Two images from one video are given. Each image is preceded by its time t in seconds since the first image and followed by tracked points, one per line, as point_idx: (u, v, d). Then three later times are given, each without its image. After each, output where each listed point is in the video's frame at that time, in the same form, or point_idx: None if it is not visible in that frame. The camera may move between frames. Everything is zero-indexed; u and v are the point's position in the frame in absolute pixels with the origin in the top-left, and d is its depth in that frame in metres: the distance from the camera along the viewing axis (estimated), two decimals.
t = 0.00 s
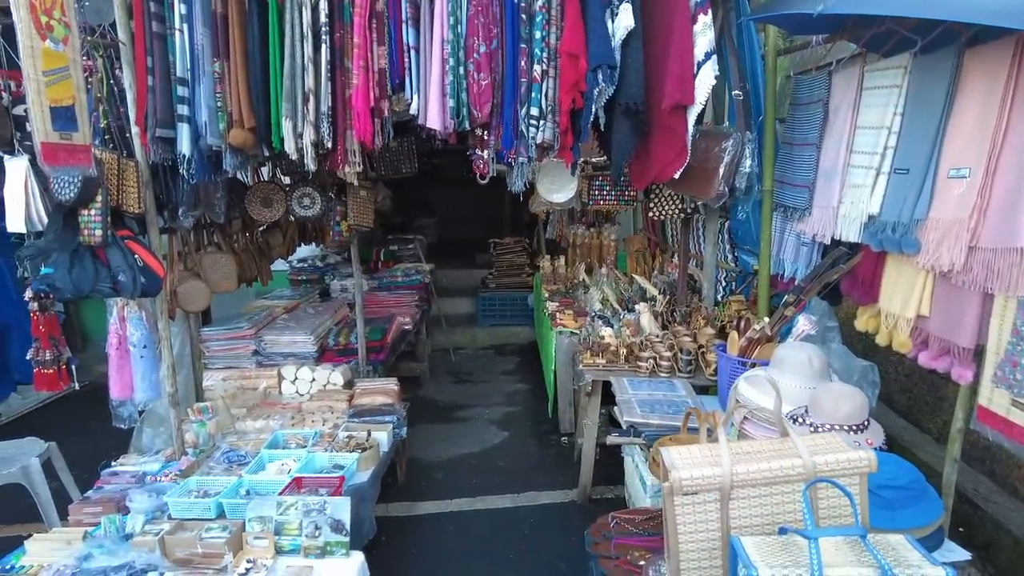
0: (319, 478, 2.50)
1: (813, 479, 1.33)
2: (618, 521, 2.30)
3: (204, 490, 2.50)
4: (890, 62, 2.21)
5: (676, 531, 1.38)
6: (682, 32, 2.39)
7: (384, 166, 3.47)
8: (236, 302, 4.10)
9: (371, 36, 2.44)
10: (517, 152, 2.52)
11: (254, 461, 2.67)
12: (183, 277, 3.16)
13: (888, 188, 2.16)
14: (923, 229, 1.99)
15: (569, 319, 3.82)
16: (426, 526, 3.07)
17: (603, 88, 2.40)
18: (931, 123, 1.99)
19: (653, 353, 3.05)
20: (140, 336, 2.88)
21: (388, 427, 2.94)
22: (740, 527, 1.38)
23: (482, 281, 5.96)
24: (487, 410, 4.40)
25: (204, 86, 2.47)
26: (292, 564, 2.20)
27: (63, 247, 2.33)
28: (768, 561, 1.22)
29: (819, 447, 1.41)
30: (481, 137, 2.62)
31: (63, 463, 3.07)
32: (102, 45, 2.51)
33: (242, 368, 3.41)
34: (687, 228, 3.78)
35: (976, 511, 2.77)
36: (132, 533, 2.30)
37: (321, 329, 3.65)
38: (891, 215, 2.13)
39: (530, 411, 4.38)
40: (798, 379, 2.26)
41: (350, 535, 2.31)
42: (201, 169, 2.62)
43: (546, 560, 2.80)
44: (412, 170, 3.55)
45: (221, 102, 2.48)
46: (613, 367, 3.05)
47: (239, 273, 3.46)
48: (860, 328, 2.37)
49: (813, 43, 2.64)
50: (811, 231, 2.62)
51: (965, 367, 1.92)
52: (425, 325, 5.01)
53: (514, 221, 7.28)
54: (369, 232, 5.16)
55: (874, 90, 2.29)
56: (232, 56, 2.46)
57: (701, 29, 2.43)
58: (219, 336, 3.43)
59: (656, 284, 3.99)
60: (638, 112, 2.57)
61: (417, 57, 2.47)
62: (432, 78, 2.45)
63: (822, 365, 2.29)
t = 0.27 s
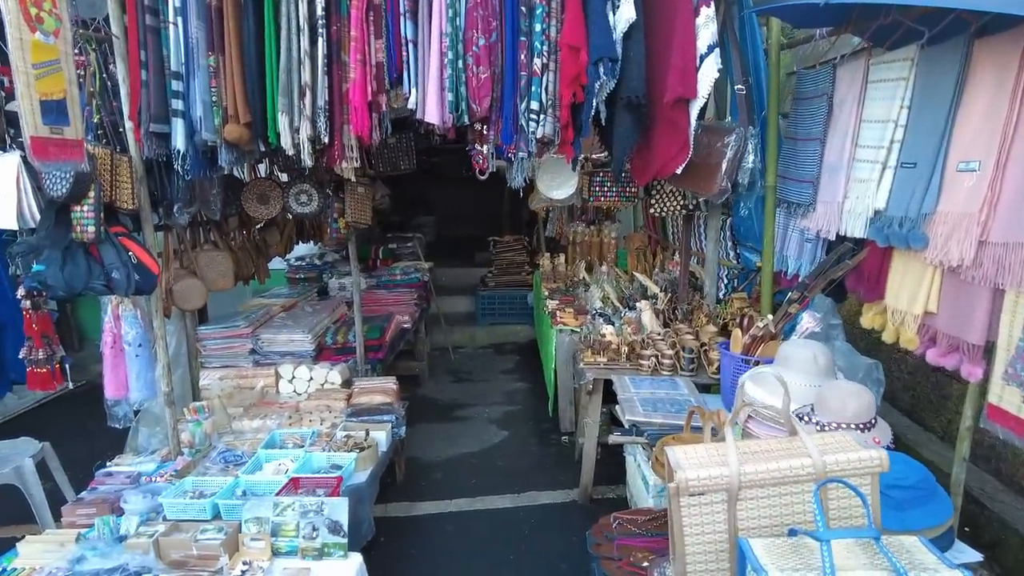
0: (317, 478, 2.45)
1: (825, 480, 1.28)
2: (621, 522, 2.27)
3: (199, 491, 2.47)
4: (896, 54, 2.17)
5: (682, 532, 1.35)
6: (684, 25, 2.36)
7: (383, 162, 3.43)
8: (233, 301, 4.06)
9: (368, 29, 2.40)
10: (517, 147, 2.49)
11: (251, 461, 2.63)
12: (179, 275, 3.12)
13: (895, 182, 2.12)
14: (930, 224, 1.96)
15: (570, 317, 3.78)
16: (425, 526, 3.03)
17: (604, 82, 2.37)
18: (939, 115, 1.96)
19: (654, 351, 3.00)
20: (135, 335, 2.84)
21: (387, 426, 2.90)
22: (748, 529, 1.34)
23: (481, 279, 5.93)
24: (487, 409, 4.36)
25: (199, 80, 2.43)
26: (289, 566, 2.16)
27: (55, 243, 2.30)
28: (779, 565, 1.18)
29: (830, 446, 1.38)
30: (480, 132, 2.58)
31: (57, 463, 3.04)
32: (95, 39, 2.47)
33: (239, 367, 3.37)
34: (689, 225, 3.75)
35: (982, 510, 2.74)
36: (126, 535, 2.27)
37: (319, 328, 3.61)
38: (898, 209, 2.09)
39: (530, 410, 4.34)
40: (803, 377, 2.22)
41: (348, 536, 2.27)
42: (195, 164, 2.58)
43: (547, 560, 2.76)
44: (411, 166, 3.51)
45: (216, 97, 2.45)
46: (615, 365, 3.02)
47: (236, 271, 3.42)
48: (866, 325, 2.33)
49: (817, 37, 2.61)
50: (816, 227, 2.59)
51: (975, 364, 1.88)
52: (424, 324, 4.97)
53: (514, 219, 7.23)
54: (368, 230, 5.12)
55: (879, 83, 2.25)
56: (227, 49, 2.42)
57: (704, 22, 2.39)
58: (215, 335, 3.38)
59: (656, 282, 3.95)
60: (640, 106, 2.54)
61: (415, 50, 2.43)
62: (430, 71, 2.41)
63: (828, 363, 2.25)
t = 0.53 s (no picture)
0: (320, 479, 2.39)
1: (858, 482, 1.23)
2: (633, 525, 2.21)
3: (200, 493, 2.41)
4: (915, 43, 2.11)
5: (706, 536, 1.29)
6: (696, 15, 2.30)
7: (384, 157, 3.38)
8: (232, 299, 4.00)
9: (372, 19, 2.33)
10: (524, 139, 2.43)
11: (252, 462, 2.56)
12: (178, 272, 3.06)
13: (914, 175, 2.06)
14: (952, 218, 1.90)
15: (575, 315, 3.72)
16: (430, 528, 2.98)
17: (614, 73, 2.32)
18: (961, 106, 1.90)
19: (664, 348, 2.94)
20: (133, 333, 2.78)
21: (391, 426, 2.84)
22: (775, 534, 1.29)
23: (483, 277, 5.87)
24: (490, 409, 4.30)
25: (199, 71, 2.37)
26: (293, 570, 2.10)
27: (51, 239, 2.25)
28: (811, 571, 1.13)
29: (859, 447, 1.32)
30: (486, 125, 2.52)
31: (54, 464, 2.98)
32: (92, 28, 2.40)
33: (239, 366, 3.30)
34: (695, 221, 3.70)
35: (997, 510, 2.69)
36: (125, 538, 2.21)
37: (321, 326, 3.55)
38: (917, 202, 2.04)
39: (534, 409, 4.28)
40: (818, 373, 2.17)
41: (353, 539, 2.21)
42: (194, 158, 2.51)
43: (555, 562, 2.70)
44: (413, 161, 3.46)
45: (215, 88, 2.38)
46: (622, 364, 2.96)
47: (236, 268, 3.36)
48: (882, 322, 2.28)
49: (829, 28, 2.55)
50: (829, 222, 2.55)
51: (1000, 362, 1.82)
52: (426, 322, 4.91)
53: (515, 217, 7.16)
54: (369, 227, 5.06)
55: (896, 74, 2.19)
56: (227, 39, 2.36)
57: (716, 12, 2.33)
58: (215, 333, 3.32)
59: (662, 280, 3.90)
60: (651, 97, 2.48)
61: (420, 41, 2.37)
62: (435, 62, 2.34)
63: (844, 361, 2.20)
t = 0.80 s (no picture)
0: (325, 484, 2.34)
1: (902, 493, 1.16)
2: (647, 531, 2.16)
3: (202, 498, 2.35)
4: (938, 37, 2.05)
5: (735, 548, 1.23)
6: (711, 8, 2.25)
7: (389, 155, 3.32)
8: (234, 298, 3.94)
9: (380, 11, 2.28)
10: (535, 135, 2.37)
11: (255, 466, 2.50)
12: (178, 271, 2.99)
13: (937, 172, 2.01)
14: (979, 216, 1.85)
15: (582, 315, 3.67)
16: (436, 532, 2.91)
17: (628, 67, 2.27)
18: (988, 100, 1.85)
19: (675, 350, 2.89)
20: (133, 333, 2.72)
21: (396, 429, 2.77)
22: (808, 545, 1.23)
23: (486, 277, 5.81)
24: (495, 410, 4.24)
25: (201, 65, 2.31)
26: None
27: (48, 236, 2.18)
28: None
29: (897, 454, 1.26)
30: (496, 121, 2.46)
31: (52, 467, 2.92)
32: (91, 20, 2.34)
33: (241, 367, 3.24)
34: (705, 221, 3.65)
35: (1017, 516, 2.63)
36: (125, 545, 2.15)
37: (324, 327, 3.49)
38: (940, 200, 1.99)
39: (539, 410, 4.22)
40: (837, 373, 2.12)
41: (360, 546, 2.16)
42: (196, 154, 2.45)
43: (564, 568, 2.64)
44: (418, 159, 3.40)
45: (218, 82, 2.32)
46: (633, 365, 2.90)
47: (238, 267, 3.29)
48: (902, 323, 2.22)
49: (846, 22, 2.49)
50: (845, 220, 2.50)
51: None
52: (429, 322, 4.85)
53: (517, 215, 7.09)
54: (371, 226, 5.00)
55: (918, 68, 2.14)
56: (231, 32, 2.30)
57: (732, 5, 2.28)
58: (216, 333, 3.25)
59: (670, 279, 3.84)
60: (664, 92, 2.43)
61: (428, 34, 2.31)
62: (444, 56, 2.28)
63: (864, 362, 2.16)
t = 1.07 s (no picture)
0: (327, 490, 2.25)
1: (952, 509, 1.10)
2: (660, 539, 2.09)
3: (200, 505, 2.28)
4: (962, 29, 1.98)
5: (764, 563, 1.17)
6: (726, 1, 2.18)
7: (391, 152, 3.26)
8: (233, 299, 3.86)
9: (384, 3, 2.21)
10: (543, 131, 2.30)
11: (254, 472, 2.43)
12: (176, 271, 2.92)
13: (961, 169, 1.94)
14: (1008, 214, 1.78)
15: (588, 316, 3.60)
16: (439, 538, 2.84)
17: (640, 61, 2.20)
18: (1018, 95, 1.79)
19: (684, 352, 2.83)
20: (129, 335, 2.65)
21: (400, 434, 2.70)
22: (841, 560, 1.17)
23: (487, 277, 5.74)
24: (498, 412, 4.17)
25: (199, 59, 2.24)
26: None
27: (41, 235, 2.09)
28: None
29: (936, 465, 1.20)
30: (504, 116, 2.39)
31: (45, 472, 2.85)
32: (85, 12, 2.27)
33: (240, 369, 3.17)
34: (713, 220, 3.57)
35: None
36: (120, 554, 2.08)
37: (326, 328, 3.41)
38: (964, 198, 1.92)
39: (544, 412, 4.15)
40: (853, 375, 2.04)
41: (363, 554, 2.09)
42: (194, 151, 2.38)
43: None
44: (421, 157, 3.33)
45: (217, 76, 2.25)
46: (642, 368, 2.83)
47: (237, 267, 3.22)
48: (922, 325, 2.15)
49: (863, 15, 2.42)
50: (861, 219, 2.44)
51: None
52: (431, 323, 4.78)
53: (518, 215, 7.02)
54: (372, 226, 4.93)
55: (939, 63, 2.07)
56: (230, 25, 2.23)
57: None
58: (215, 335, 3.18)
59: (675, 279, 3.77)
60: (677, 86, 2.36)
61: (433, 27, 2.23)
62: (450, 49, 2.21)
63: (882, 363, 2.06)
